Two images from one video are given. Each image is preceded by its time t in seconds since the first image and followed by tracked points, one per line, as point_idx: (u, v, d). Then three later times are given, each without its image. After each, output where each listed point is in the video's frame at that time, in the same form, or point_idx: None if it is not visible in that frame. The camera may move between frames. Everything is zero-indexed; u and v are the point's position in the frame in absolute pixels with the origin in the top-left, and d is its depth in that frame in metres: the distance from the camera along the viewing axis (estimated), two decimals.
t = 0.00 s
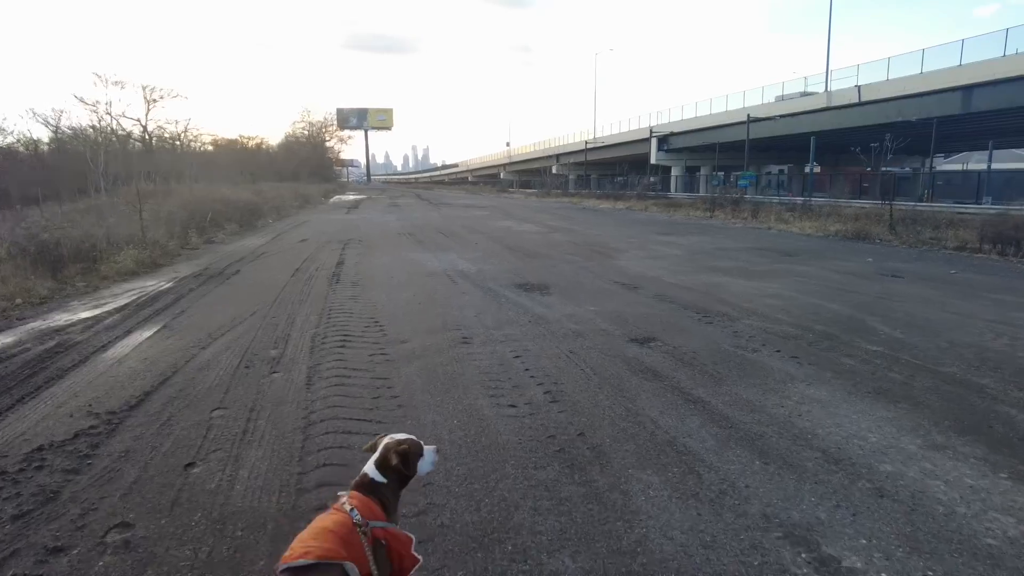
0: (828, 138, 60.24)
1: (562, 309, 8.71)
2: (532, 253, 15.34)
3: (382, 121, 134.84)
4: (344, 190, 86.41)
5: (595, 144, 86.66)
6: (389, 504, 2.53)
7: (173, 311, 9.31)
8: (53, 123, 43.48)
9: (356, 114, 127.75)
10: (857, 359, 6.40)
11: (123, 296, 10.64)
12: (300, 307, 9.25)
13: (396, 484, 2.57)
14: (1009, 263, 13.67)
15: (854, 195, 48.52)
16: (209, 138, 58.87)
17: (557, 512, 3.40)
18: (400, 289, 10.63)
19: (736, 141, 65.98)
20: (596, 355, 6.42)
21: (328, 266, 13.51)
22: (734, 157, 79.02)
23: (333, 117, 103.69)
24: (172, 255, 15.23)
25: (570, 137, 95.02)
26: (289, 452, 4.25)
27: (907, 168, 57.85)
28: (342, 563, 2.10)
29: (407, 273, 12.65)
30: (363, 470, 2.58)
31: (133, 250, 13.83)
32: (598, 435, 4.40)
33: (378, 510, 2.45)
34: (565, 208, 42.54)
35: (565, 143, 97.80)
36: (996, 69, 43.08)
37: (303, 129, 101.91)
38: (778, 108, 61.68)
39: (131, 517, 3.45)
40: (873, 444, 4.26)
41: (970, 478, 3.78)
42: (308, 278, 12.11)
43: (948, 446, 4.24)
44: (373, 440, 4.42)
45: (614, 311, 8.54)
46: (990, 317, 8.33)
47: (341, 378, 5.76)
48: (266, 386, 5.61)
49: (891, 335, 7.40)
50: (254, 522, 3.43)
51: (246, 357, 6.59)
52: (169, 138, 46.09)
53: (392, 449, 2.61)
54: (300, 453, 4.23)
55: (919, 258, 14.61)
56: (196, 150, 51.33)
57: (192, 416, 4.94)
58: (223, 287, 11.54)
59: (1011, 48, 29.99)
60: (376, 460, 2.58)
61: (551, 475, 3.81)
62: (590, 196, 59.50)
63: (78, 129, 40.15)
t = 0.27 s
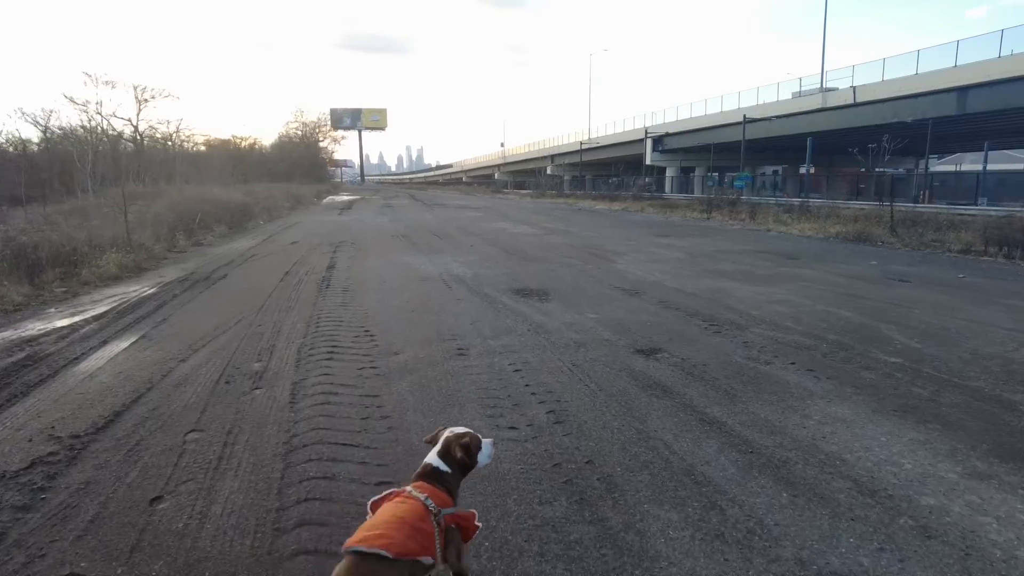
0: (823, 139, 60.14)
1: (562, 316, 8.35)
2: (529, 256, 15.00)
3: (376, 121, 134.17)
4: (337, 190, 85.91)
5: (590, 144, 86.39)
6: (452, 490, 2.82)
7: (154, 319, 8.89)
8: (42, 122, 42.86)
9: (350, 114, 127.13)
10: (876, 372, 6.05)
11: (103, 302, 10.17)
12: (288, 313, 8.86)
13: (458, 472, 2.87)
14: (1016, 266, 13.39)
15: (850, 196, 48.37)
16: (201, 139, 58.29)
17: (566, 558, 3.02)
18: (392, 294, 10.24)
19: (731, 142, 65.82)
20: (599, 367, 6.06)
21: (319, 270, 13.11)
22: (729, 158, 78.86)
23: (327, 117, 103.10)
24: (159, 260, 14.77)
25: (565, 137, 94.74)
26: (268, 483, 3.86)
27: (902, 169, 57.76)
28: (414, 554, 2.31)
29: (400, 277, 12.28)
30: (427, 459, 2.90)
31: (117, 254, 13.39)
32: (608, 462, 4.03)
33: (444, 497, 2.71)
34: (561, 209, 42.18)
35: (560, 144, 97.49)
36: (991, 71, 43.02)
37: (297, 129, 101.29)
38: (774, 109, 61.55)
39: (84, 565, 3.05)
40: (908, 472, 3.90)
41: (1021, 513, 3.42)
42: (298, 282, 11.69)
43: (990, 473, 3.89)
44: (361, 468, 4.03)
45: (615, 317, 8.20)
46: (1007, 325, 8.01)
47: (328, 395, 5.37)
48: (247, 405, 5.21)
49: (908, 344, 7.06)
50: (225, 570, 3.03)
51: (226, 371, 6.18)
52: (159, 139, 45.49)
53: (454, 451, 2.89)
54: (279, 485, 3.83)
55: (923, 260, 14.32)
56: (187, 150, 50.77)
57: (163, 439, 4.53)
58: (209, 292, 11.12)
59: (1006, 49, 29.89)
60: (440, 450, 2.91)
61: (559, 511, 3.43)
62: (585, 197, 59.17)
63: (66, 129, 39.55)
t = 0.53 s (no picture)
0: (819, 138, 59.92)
1: (565, 322, 7.90)
2: (527, 258, 14.54)
3: (370, 122, 133.31)
4: (331, 191, 85.17)
5: (586, 144, 86.05)
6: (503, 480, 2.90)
7: (133, 325, 8.43)
8: (31, 122, 42.22)
9: (344, 114, 126.40)
10: (904, 383, 5.63)
11: (81, 307, 9.66)
12: (275, 320, 8.39)
13: (510, 466, 2.96)
14: None
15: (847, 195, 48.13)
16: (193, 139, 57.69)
17: None
18: (385, 298, 9.77)
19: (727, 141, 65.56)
20: (607, 379, 5.63)
21: (309, 273, 12.63)
22: (725, 158, 78.52)
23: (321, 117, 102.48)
24: (144, 263, 14.27)
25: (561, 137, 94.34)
26: (242, 521, 3.40)
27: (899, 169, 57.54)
28: (472, 536, 2.35)
29: (393, 279, 11.81)
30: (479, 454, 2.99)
31: (100, 256, 12.90)
32: (625, 494, 3.60)
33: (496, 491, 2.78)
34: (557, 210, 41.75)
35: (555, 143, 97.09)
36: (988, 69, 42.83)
37: (291, 130, 100.61)
38: (770, 109, 61.31)
39: None
40: (962, 505, 3.47)
41: None
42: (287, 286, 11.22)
43: None
44: (347, 502, 3.58)
45: (621, 323, 7.77)
46: None
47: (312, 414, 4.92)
48: (224, 425, 4.75)
49: (932, 352, 6.65)
50: None
51: (204, 385, 5.72)
52: (149, 139, 44.76)
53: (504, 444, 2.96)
54: (253, 523, 3.38)
55: (932, 262, 13.94)
56: (179, 150, 50.17)
57: (128, 465, 4.08)
58: (193, 297, 10.65)
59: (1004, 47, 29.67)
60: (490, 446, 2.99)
61: (573, 557, 3.00)
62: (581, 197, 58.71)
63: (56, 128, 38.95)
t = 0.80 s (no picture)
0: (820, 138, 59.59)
1: (575, 331, 7.50)
2: (531, 261, 14.15)
3: (368, 121, 132.82)
4: (329, 191, 84.72)
5: (585, 145, 85.69)
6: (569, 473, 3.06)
7: (121, 333, 8.03)
8: (26, 122, 41.71)
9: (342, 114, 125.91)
10: (946, 400, 5.24)
11: (68, 313, 9.25)
12: (270, 328, 7.99)
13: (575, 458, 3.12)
14: None
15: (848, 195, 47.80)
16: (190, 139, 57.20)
17: None
18: (384, 304, 9.36)
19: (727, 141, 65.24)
20: (626, 396, 5.24)
21: (306, 277, 12.23)
22: (725, 158, 78.19)
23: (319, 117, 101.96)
24: (137, 266, 13.87)
25: (560, 137, 93.95)
26: (228, 568, 3.01)
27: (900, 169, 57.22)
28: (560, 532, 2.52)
29: (393, 283, 11.41)
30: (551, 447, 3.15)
31: (90, 259, 12.48)
32: (660, 535, 3.22)
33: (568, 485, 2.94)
34: (558, 210, 41.31)
35: (554, 143, 96.70)
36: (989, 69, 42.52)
37: (288, 130, 100.07)
38: (770, 108, 60.98)
39: None
40: None
41: None
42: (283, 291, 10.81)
43: None
44: (347, 544, 3.19)
45: (635, 332, 7.39)
46: None
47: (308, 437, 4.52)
48: (212, 450, 4.35)
49: (967, 364, 6.26)
50: None
51: (191, 402, 5.32)
52: (146, 139, 44.31)
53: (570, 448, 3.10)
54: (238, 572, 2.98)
55: (948, 265, 13.57)
56: (176, 150, 49.64)
57: (105, 496, 3.69)
58: (185, 302, 10.25)
59: (1007, 48, 29.35)
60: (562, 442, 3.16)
61: None
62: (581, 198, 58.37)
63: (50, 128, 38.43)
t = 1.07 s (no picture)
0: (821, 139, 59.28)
1: (587, 341, 7.11)
2: (535, 264, 13.75)
3: (367, 122, 132.35)
4: (328, 191, 84.28)
5: (584, 145, 85.33)
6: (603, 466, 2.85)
7: (108, 343, 7.62)
8: (20, 122, 41.22)
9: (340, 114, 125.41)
10: (992, 421, 4.87)
11: (55, 321, 8.83)
12: (264, 338, 7.59)
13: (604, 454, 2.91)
14: None
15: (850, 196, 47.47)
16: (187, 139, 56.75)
17: None
18: (385, 311, 8.96)
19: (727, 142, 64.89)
20: (648, 418, 4.85)
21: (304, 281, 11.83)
22: (725, 159, 77.87)
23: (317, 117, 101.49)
24: (130, 270, 13.44)
25: (559, 138, 93.59)
26: None
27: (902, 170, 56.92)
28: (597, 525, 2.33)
29: (394, 288, 11.01)
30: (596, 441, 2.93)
31: (79, 262, 12.06)
32: None
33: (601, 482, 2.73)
34: (558, 211, 40.91)
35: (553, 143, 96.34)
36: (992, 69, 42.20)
37: (287, 130, 99.57)
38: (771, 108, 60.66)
39: None
40: None
41: None
42: (280, 296, 10.41)
43: None
44: None
45: (650, 343, 7.00)
46: None
47: (304, 466, 4.13)
48: (199, 481, 3.97)
49: (1006, 379, 5.89)
50: None
51: (178, 423, 4.93)
52: (142, 139, 43.86)
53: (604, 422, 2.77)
54: None
55: (963, 269, 13.21)
56: (173, 150, 49.20)
57: (76, 538, 3.30)
58: (178, 308, 9.84)
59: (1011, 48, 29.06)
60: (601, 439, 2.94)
61: None
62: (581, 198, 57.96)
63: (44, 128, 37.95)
